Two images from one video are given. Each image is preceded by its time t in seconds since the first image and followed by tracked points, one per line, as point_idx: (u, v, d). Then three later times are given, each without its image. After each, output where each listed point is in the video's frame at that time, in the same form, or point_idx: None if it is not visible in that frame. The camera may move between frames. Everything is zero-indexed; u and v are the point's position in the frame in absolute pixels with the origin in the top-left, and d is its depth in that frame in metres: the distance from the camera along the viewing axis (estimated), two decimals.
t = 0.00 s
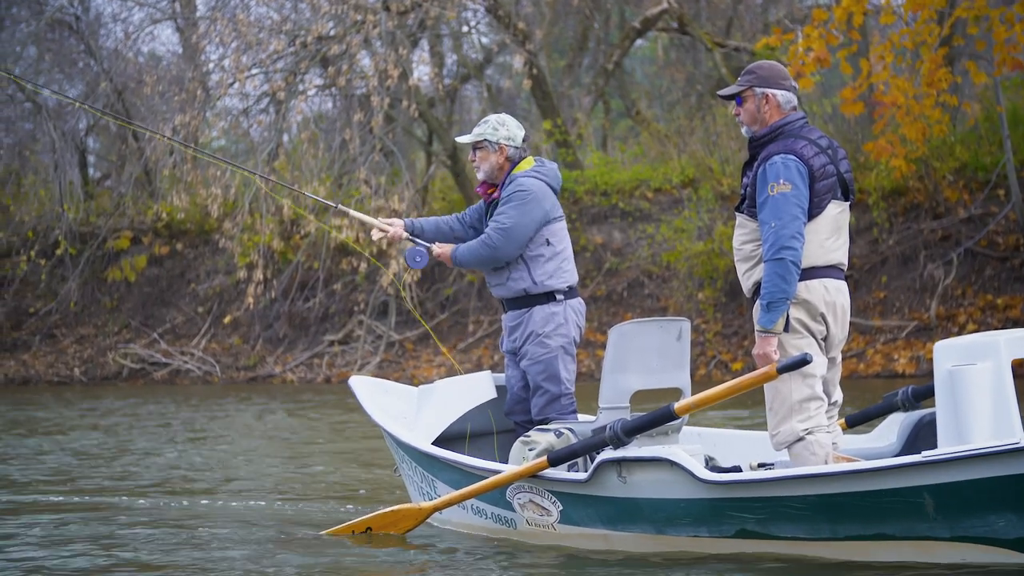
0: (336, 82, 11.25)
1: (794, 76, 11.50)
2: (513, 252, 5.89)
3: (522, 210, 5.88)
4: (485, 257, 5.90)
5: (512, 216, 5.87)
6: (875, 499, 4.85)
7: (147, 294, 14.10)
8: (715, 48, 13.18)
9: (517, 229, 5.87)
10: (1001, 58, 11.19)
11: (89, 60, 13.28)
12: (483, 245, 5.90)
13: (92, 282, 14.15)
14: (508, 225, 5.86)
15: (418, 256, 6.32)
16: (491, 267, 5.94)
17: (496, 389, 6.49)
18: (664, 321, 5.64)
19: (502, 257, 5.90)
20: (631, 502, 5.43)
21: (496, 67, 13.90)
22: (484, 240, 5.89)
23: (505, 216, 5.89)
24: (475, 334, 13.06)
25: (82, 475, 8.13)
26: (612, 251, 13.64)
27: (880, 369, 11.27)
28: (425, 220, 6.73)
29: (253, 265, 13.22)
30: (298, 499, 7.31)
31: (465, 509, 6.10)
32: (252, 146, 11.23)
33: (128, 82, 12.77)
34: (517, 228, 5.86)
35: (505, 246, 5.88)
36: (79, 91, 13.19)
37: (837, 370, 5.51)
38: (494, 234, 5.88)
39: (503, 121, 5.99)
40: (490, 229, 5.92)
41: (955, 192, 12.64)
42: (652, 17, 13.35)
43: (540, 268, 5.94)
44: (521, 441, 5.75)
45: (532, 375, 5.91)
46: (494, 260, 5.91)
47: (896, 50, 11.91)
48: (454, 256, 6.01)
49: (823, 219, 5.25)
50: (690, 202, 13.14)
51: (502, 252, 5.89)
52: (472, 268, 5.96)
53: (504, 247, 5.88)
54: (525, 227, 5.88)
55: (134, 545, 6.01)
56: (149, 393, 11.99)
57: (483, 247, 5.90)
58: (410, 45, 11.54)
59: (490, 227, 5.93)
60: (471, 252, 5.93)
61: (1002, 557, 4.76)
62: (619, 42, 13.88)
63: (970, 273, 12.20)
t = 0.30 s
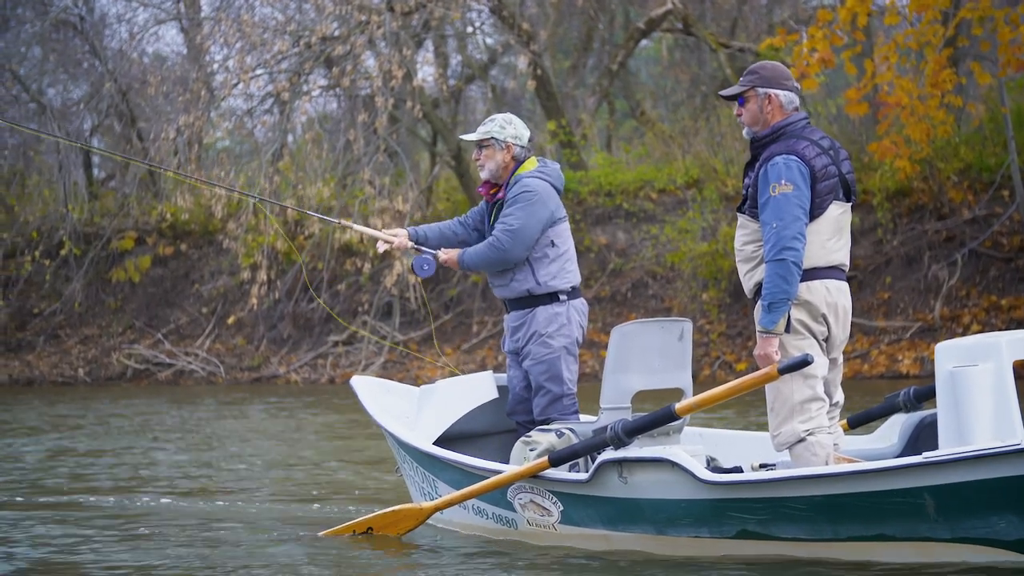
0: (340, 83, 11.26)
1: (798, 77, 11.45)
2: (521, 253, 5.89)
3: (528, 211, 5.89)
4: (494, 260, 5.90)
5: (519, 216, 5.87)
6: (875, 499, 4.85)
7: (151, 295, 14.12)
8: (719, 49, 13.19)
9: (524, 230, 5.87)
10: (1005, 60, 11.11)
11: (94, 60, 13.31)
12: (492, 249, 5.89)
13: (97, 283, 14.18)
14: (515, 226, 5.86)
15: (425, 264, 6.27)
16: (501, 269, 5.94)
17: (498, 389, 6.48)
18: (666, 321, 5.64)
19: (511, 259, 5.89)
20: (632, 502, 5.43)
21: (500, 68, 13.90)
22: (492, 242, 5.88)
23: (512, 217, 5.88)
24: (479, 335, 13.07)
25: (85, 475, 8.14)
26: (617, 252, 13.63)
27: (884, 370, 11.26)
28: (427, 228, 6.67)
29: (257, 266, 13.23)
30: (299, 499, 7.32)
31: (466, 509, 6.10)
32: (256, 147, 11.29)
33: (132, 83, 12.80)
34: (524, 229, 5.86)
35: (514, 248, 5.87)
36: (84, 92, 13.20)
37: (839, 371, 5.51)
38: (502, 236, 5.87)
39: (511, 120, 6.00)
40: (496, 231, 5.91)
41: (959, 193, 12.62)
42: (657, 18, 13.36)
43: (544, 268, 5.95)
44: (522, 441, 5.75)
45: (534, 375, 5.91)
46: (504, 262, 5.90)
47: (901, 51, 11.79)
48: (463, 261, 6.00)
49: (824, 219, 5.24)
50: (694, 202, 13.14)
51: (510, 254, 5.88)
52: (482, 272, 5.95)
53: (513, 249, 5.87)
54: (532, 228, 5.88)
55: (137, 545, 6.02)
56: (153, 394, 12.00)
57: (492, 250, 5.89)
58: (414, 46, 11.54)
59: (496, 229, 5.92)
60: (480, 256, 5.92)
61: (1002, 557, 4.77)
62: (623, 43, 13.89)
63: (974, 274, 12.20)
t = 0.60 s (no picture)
0: (340, 83, 11.27)
1: (798, 79, 11.46)
2: (522, 255, 5.86)
3: (529, 212, 5.87)
4: (496, 261, 5.86)
5: (520, 218, 5.85)
6: (870, 502, 4.85)
7: (151, 295, 14.12)
8: (719, 50, 13.19)
9: (525, 231, 5.85)
10: (1006, 62, 11.16)
11: (94, 59, 13.29)
12: (493, 250, 5.87)
13: (95, 282, 14.16)
14: (516, 228, 5.84)
15: (428, 272, 6.32)
16: (502, 271, 5.90)
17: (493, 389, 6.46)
18: (662, 322, 5.64)
19: (512, 260, 5.86)
20: (626, 504, 5.43)
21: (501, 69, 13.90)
22: (492, 244, 5.85)
23: (512, 219, 5.86)
24: (478, 335, 13.07)
25: (82, 475, 8.14)
26: (616, 254, 13.65)
27: (883, 373, 11.24)
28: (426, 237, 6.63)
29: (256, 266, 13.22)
30: (294, 500, 7.31)
31: (460, 510, 6.10)
32: (255, 146, 11.31)
33: (132, 83, 12.81)
34: (525, 230, 5.84)
35: (516, 249, 5.85)
36: (84, 91, 13.19)
37: (834, 373, 5.50)
38: (504, 237, 5.85)
39: (513, 120, 5.99)
40: (497, 232, 5.88)
41: (958, 196, 12.61)
42: (657, 19, 13.38)
43: (542, 270, 5.94)
44: (517, 442, 5.75)
45: (531, 376, 5.91)
46: (505, 264, 5.87)
47: (900, 54, 11.86)
48: (463, 265, 5.97)
49: (821, 222, 5.23)
50: (693, 204, 13.13)
51: (511, 255, 5.85)
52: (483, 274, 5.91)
53: (514, 250, 5.85)
54: (532, 229, 5.86)
55: (132, 545, 6.02)
56: (152, 394, 12.00)
57: (493, 252, 5.86)
58: (413, 46, 11.54)
59: (497, 230, 5.89)
60: (481, 258, 5.89)
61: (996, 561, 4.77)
62: (623, 44, 13.91)
63: (973, 277, 12.17)
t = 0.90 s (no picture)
0: (328, 85, 11.26)
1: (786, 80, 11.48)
2: (510, 256, 5.84)
3: (517, 214, 5.84)
4: (485, 264, 5.83)
5: (507, 219, 5.83)
6: (854, 503, 4.85)
7: (139, 297, 14.08)
8: (708, 51, 13.22)
9: (513, 233, 5.82)
10: (994, 63, 11.25)
11: (82, 62, 13.26)
12: (482, 253, 5.84)
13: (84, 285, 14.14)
14: (504, 229, 5.81)
15: (428, 285, 6.24)
16: (491, 274, 5.87)
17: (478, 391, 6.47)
18: (647, 324, 5.64)
19: (501, 262, 5.83)
20: (611, 505, 5.43)
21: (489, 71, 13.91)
22: (481, 246, 5.82)
23: (500, 220, 5.84)
24: (467, 337, 13.06)
25: (68, 478, 8.12)
26: (604, 255, 13.69)
27: (871, 373, 11.26)
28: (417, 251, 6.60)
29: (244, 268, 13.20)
30: (279, 502, 7.30)
31: (445, 512, 6.09)
32: (244, 148, 11.31)
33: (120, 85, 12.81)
34: (514, 232, 5.82)
35: (504, 251, 5.82)
36: (72, 93, 13.15)
37: (818, 374, 5.51)
38: (492, 239, 5.82)
39: (502, 121, 6.00)
40: (486, 234, 5.85)
41: (947, 196, 12.62)
42: (646, 21, 13.38)
43: (529, 272, 5.92)
44: (502, 444, 5.74)
45: (516, 378, 5.90)
46: (493, 266, 5.84)
47: (888, 55, 11.88)
48: (453, 270, 5.93)
49: (805, 223, 5.24)
50: (682, 206, 13.13)
51: (499, 257, 5.82)
52: (473, 277, 5.88)
53: (502, 251, 5.82)
54: (520, 231, 5.83)
55: (117, 549, 6.00)
56: (140, 397, 11.97)
57: (482, 254, 5.83)
58: (401, 48, 11.52)
59: (485, 233, 5.86)
60: (469, 261, 5.86)
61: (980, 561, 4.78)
62: (612, 45, 13.94)
63: (961, 277, 12.17)
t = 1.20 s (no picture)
0: (318, 85, 11.25)
1: (776, 81, 11.49)
2: (517, 259, 5.81)
3: (515, 216, 5.82)
4: (499, 271, 5.77)
5: (509, 222, 5.79)
6: (841, 503, 4.85)
7: (129, 298, 14.06)
8: (698, 52, 13.25)
9: (516, 236, 5.80)
10: (983, 64, 11.24)
11: (72, 62, 13.25)
12: (493, 260, 5.78)
13: (74, 286, 14.14)
14: (510, 233, 5.77)
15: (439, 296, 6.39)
16: (505, 281, 5.81)
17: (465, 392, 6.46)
18: (633, 325, 5.65)
19: (512, 266, 5.79)
20: (598, 506, 5.42)
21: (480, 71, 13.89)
22: (489, 251, 5.77)
23: (503, 225, 5.80)
24: (457, 338, 13.06)
25: (56, 479, 8.10)
26: (595, 255, 13.71)
27: (862, 374, 11.27)
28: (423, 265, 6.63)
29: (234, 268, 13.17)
30: (267, 504, 7.28)
31: (432, 513, 6.09)
32: (234, 148, 11.31)
33: (110, 86, 12.82)
34: (517, 235, 5.79)
35: (514, 254, 5.78)
36: (62, 94, 13.13)
37: (805, 375, 5.51)
38: (501, 244, 5.77)
39: (489, 122, 5.99)
40: (490, 240, 5.80)
41: (936, 197, 12.64)
42: (636, 21, 13.47)
43: (524, 273, 5.91)
44: (489, 445, 5.74)
45: (503, 379, 5.90)
46: (503, 271, 5.78)
47: (878, 54, 11.86)
48: (468, 287, 5.82)
49: (792, 223, 5.23)
50: (672, 206, 13.14)
51: (509, 261, 5.78)
52: (490, 288, 5.80)
53: (512, 255, 5.78)
54: (521, 233, 5.81)
55: (104, 552, 5.98)
56: (130, 398, 11.97)
57: (494, 262, 5.77)
58: (391, 49, 11.50)
59: (489, 238, 5.80)
60: (482, 272, 5.78)
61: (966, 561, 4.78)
62: (603, 46, 13.98)
63: (951, 278, 12.18)
